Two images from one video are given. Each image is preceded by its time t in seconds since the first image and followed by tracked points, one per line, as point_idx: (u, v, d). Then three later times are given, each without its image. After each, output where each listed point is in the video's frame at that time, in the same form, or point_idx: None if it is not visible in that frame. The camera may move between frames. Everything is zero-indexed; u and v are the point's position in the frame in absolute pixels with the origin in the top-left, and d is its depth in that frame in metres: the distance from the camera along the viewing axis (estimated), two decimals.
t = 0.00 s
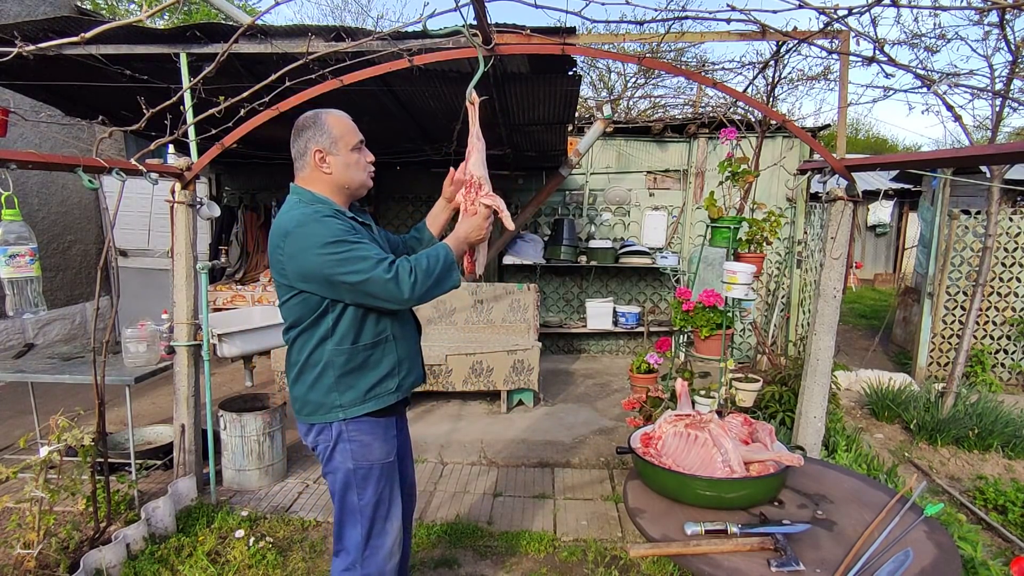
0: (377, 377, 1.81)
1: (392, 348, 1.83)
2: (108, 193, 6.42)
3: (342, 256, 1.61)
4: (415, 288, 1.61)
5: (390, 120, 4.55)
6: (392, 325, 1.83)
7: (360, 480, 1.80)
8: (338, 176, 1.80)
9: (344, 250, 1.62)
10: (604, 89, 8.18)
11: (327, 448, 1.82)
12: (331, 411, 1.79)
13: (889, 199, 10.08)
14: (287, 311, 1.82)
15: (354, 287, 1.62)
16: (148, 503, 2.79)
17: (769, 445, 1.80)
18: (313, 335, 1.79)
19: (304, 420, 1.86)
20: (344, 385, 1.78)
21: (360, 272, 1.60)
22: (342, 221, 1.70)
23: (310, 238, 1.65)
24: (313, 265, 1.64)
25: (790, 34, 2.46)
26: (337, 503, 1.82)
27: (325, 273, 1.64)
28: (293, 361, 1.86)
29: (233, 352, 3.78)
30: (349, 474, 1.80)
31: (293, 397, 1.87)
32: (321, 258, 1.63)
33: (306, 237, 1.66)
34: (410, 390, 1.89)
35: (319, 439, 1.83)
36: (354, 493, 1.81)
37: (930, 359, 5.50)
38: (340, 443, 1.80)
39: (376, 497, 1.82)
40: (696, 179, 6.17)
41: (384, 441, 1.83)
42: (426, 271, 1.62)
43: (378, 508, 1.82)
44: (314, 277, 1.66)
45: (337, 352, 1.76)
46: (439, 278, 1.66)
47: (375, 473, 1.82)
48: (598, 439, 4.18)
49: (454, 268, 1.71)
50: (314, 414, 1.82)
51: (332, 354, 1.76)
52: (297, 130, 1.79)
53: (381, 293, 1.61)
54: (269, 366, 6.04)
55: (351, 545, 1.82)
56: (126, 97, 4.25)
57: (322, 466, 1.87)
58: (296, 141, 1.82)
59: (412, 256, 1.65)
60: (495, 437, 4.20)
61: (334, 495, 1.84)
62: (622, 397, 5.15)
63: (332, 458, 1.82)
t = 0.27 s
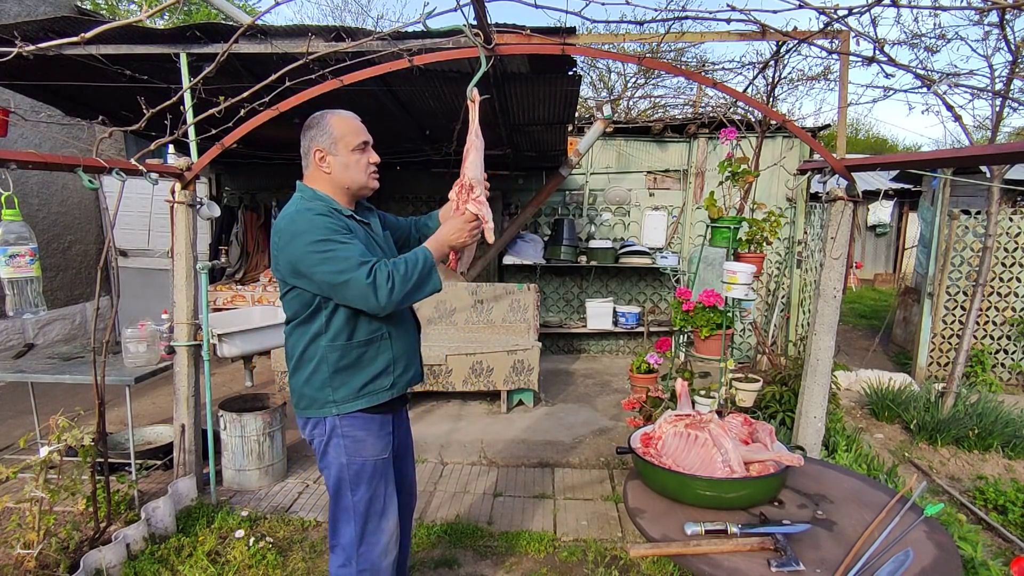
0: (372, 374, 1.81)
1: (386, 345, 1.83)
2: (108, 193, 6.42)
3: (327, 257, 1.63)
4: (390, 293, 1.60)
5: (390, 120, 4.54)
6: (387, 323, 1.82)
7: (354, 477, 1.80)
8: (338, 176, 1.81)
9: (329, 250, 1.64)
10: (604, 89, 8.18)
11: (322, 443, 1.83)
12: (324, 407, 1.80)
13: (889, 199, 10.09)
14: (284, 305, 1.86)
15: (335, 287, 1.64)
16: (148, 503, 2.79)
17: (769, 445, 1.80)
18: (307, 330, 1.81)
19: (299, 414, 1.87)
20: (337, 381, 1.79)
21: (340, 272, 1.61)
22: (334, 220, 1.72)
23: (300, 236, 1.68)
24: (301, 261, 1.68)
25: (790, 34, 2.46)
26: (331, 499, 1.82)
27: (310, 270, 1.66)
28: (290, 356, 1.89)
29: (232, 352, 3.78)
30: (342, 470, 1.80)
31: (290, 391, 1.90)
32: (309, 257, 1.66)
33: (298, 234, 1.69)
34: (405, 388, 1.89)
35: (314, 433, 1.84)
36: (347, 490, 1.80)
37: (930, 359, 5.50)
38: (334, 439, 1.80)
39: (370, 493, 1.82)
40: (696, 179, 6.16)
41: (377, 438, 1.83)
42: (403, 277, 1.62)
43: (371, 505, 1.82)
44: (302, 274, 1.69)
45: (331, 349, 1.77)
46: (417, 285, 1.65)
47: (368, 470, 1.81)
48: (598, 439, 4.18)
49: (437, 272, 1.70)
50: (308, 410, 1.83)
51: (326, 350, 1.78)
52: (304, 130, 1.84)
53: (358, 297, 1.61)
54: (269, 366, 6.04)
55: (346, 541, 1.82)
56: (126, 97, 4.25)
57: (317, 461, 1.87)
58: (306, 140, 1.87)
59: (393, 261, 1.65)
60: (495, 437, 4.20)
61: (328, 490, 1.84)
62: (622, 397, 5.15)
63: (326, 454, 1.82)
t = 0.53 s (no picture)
0: (369, 374, 1.81)
1: (385, 346, 1.83)
2: (108, 193, 6.42)
3: (313, 257, 1.64)
4: (361, 304, 1.56)
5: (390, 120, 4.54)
6: (386, 324, 1.82)
7: (350, 474, 1.80)
8: (340, 173, 1.84)
9: (316, 251, 1.64)
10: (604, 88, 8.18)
11: (319, 439, 1.84)
12: (321, 403, 1.80)
13: (889, 199, 10.09)
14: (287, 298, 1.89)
15: (316, 289, 1.63)
16: (148, 503, 2.79)
17: (769, 445, 1.80)
18: (306, 325, 1.82)
19: (298, 409, 1.89)
20: (334, 379, 1.79)
21: (321, 275, 1.61)
22: (331, 219, 1.72)
23: (296, 232, 1.70)
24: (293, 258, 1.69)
25: (790, 34, 2.46)
26: (327, 494, 1.84)
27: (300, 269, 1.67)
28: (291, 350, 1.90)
29: (231, 351, 3.78)
30: (339, 467, 1.80)
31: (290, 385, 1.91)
32: (299, 255, 1.67)
33: (295, 230, 1.71)
34: (404, 389, 1.89)
35: (312, 428, 1.86)
36: (344, 487, 1.80)
37: (930, 359, 5.50)
38: (330, 435, 1.80)
39: (365, 491, 1.81)
40: (696, 179, 6.16)
41: (374, 435, 1.83)
42: (376, 289, 1.57)
43: (367, 503, 1.81)
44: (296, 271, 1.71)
45: (329, 346, 1.78)
46: (390, 294, 1.61)
47: (364, 466, 1.81)
48: (598, 439, 4.18)
49: (409, 275, 1.68)
50: (306, 405, 1.84)
51: (324, 347, 1.78)
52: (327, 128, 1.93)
53: (332, 302, 1.59)
54: (269, 366, 6.04)
55: (343, 537, 1.83)
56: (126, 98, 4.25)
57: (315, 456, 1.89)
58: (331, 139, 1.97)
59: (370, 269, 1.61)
60: (495, 437, 4.20)
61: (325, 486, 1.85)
62: (622, 397, 5.15)
63: (323, 450, 1.83)
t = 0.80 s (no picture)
0: (366, 374, 1.81)
1: (384, 348, 1.83)
2: (108, 193, 6.42)
3: (313, 255, 1.64)
4: (358, 307, 1.56)
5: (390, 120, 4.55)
6: (386, 326, 1.82)
7: (345, 473, 1.80)
8: (344, 172, 1.87)
9: (316, 249, 1.64)
10: (604, 88, 8.18)
11: (316, 438, 1.84)
12: (317, 401, 1.81)
13: (889, 199, 10.09)
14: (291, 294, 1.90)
15: (315, 288, 1.63)
16: (148, 503, 2.79)
17: (769, 445, 1.80)
18: (306, 323, 1.83)
19: (296, 406, 1.89)
20: (331, 378, 1.79)
21: (320, 275, 1.60)
22: (334, 218, 1.72)
23: (299, 229, 1.70)
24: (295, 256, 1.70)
25: (790, 34, 2.46)
26: (323, 492, 1.84)
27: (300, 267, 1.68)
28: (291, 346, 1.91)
29: (233, 352, 3.69)
30: (334, 465, 1.80)
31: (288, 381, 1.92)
32: (300, 252, 1.67)
33: (299, 227, 1.71)
34: (401, 393, 1.89)
35: (309, 426, 1.87)
36: (340, 485, 1.80)
37: (930, 359, 5.50)
38: (326, 433, 1.81)
39: (361, 490, 1.81)
40: (696, 179, 6.16)
41: (370, 435, 1.82)
42: (372, 291, 1.57)
43: (363, 502, 1.81)
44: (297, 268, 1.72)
45: (327, 345, 1.78)
46: (387, 296, 1.61)
47: (360, 466, 1.80)
48: (598, 439, 4.18)
49: (409, 279, 1.68)
50: (302, 402, 1.85)
51: (322, 345, 1.79)
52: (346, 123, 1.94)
53: (328, 302, 1.59)
54: (269, 366, 6.04)
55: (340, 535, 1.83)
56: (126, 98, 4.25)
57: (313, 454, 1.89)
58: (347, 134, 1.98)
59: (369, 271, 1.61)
60: (495, 437, 4.20)
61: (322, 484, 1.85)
62: (622, 397, 5.15)
63: (320, 448, 1.84)
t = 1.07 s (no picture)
0: (371, 378, 1.81)
1: (388, 352, 1.83)
2: (108, 193, 6.42)
3: (324, 260, 1.63)
4: (373, 312, 1.56)
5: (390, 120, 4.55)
6: (392, 330, 1.82)
7: (351, 476, 1.80)
8: (351, 178, 1.85)
9: (327, 255, 1.64)
10: (604, 89, 8.18)
11: (322, 441, 1.85)
12: (321, 404, 1.81)
13: (889, 199, 10.09)
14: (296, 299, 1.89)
15: (327, 294, 1.63)
16: (148, 503, 2.79)
17: (769, 445, 1.80)
18: (312, 326, 1.83)
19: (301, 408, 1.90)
20: (335, 381, 1.79)
21: (333, 281, 1.60)
22: (343, 223, 1.71)
23: (307, 235, 1.69)
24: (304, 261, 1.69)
25: (790, 34, 2.46)
26: (330, 495, 1.84)
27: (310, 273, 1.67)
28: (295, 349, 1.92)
29: (233, 354, 3.63)
30: (341, 468, 1.80)
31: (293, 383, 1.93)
32: (309, 258, 1.67)
33: (306, 232, 1.70)
34: (405, 397, 1.89)
35: (313, 428, 1.87)
36: (346, 487, 1.80)
37: (930, 359, 5.50)
38: (332, 437, 1.81)
39: (366, 492, 1.81)
40: (696, 179, 6.16)
41: (377, 439, 1.82)
42: (387, 296, 1.57)
43: (369, 504, 1.81)
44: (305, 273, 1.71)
45: (332, 348, 1.78)
46: (402, 300, 1.61)
47: (365, 469, 1.80)
48: (598, 439, 4.18)
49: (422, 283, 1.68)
50: (307, 405, 1.86)
51: (328, 348, 1.79)
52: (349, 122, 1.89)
53: (342, 307, 1.59)
54: (269, 366, 6.04)
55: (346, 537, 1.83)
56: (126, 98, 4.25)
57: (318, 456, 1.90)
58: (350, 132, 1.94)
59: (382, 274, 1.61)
60: (495, 437, 4.20)
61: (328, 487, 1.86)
62: (623, 397, 5.15)
63: (325, 451, 1.84)
